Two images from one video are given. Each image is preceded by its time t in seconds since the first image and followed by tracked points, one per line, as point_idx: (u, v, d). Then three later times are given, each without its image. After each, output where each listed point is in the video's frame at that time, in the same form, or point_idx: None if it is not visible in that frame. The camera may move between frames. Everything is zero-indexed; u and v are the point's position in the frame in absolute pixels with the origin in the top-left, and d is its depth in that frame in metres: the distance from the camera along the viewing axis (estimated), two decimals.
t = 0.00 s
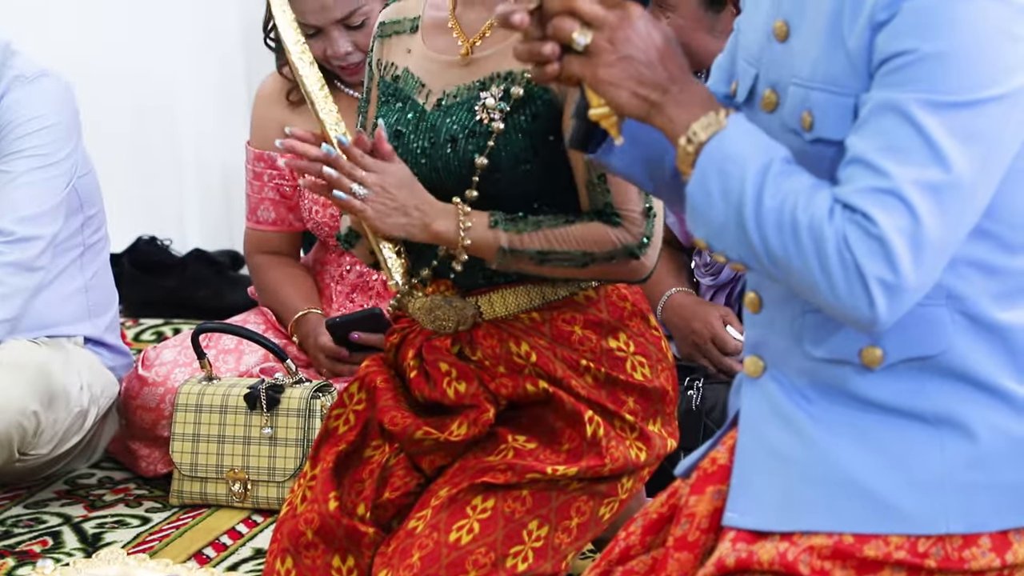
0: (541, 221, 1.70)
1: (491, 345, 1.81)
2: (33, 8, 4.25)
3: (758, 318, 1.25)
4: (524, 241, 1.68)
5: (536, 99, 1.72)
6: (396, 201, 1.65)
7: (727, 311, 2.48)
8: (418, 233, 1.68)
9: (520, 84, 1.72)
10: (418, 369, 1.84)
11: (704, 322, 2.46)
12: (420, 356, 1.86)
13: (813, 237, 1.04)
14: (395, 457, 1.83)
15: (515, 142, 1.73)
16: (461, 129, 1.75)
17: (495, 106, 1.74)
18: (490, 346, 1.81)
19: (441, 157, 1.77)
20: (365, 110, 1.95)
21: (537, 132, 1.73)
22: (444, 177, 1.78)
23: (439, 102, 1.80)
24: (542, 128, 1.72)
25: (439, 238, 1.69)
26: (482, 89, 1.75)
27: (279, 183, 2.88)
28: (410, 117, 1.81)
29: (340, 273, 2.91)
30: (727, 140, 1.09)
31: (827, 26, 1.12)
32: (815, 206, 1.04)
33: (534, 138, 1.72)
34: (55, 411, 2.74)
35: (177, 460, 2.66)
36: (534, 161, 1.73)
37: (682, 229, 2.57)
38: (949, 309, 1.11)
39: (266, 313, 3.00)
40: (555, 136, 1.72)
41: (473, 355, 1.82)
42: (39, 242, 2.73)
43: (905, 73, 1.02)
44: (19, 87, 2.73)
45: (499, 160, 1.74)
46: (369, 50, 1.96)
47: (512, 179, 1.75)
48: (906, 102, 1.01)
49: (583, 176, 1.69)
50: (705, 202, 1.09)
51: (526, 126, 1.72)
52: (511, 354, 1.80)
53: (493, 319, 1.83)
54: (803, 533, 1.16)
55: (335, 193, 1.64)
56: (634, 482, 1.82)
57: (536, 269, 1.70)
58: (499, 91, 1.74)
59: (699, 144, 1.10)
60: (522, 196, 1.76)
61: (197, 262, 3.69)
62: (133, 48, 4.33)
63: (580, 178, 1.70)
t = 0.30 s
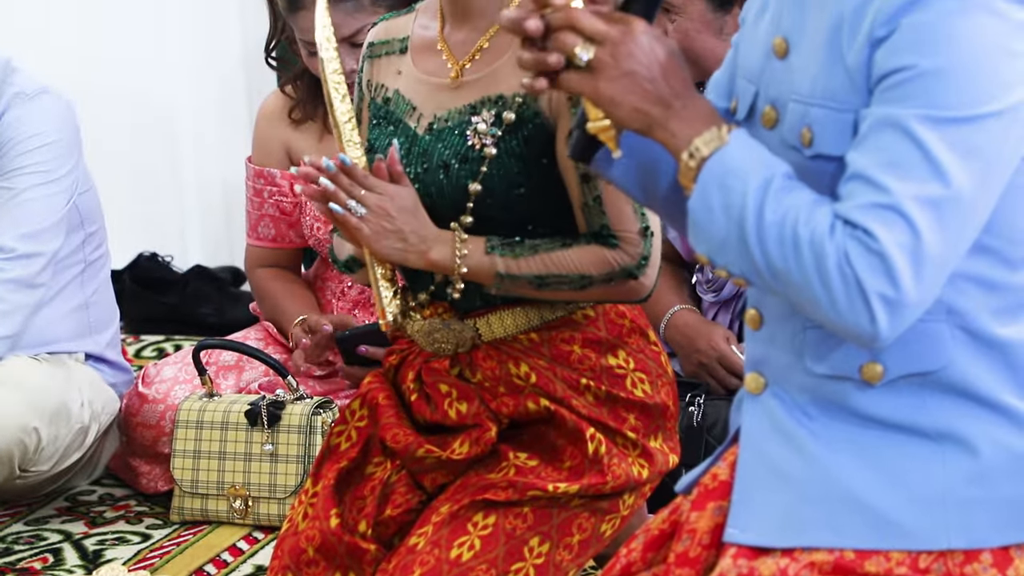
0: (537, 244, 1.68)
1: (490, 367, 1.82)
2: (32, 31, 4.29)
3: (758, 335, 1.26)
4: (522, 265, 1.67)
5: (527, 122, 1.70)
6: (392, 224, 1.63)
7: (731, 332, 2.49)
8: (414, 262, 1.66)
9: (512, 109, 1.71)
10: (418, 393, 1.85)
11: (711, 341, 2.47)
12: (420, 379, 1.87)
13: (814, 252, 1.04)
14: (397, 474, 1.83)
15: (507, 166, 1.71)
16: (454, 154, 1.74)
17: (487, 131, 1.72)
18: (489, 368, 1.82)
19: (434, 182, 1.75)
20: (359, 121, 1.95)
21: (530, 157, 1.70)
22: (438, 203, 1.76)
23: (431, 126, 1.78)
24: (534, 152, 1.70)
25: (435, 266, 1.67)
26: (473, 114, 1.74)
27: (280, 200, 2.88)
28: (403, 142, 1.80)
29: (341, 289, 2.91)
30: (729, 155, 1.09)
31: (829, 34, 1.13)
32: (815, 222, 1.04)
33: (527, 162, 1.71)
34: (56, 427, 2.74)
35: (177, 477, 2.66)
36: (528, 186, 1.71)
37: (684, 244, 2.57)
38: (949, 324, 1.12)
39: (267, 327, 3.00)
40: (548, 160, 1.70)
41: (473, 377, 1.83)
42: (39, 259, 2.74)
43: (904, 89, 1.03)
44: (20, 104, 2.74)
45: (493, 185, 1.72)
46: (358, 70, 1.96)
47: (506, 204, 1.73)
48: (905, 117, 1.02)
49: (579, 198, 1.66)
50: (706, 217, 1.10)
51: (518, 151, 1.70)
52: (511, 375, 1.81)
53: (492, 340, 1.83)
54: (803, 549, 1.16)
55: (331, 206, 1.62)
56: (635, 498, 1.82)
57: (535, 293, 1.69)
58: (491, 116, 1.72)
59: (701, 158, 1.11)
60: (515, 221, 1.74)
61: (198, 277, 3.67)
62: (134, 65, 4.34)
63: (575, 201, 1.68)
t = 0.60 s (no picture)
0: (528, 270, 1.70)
1: (486, 390, 1.82)
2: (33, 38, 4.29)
3: (758, 350, 1.26)
4: (513, 293, 1.69)
5: (512, 147, 1.70)
6: (385, 261, 1.62)
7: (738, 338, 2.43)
8: (407, 298, 1.65)
9: (496, 134, 1.71)
10: (415, 417, 1.84)
11: (716, 360, 2.41)
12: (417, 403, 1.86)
13: (816, 270, 1.04)
14: (396, 492, 1.83)
15: (493, 193, 1.72)
16: (440, 182, 1.74)
17: (471, 158, 1.72)
18: (485, 391, 1.82)
19: (421, 210, 1.75)
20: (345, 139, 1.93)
21: (515, 181, 1.71)
22: (426, 231, 1.76)
23: (415, 152, 1.78)
24: (520, 176, 1.71)
25: (428, 302, 1.67)
26: (457, 140, 1.74)
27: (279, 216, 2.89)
28: (388, 169, 1.80)
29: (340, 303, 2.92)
30: (728, 173, 1.09)
31: (826, 48, 1.13)
32: (816, 241, 1.04)
33: (513, 186, 1.71)
34: (55, 443, 2.74)
35: (177, 493, 2.66)
36: (515, 210, 1.72)
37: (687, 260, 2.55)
38: (948, 341, 1.12)
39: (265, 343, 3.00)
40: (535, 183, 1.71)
41: (469, 400, 1.83)
42: (39, 275, 2.74)
43: (903, 107, 1.03)
44: (20, 121, 2.74)
45: (480, 212, 1.73)
46: (341, 92, 1.97)
47: (494, 229, 1.74)
48: (904, 135, 1.02)
49: (568, 220, 1.67)
50: (706, 237, 1.10)
51: (503, 176, 1.71)
52: (507, 399, 1.81)
53: (487, 362, 1.83)
54: (803, 565, 1.16)
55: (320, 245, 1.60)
56: (635, 513, 1.82)
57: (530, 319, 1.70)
58: (474, 142, 1.72)
59: (700, 179, 1.10)
60: (502, 245, 1.75)
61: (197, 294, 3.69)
62: (135, 81, 4.34)
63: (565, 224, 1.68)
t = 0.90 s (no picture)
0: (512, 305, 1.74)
1: (479, 416, 1.82)
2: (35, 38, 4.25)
3: (755, 373, 1.26)
4: (501, 329, 1.73)
5: (495, 177, 1.73)
6: (371, 303, 1.69)
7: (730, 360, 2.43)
8: (392, 338, 1.72)
9: (479, 165, 1.73)
10: (409, 444, 1.85)
11: (704, 381, 2.41)
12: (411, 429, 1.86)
13: (810, 294, 1.04)
14: (393, 513, 1.83)
15: (477, 224, 1.73)
16: (425, 214, 1.75)
17: (454, 190, 1.74)
18: (479, 416, 1.82)
19: (406, 242, 1.77)
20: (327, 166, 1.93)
21: (499, 212, 1.73)
22: (412, 260, 1.78)
23: (397, 182, 1.79)
24: (504, 206, 1.73)
25: (415, 341, 1.73)
26: (439, 171, 1.75)
27: (277, 236, 2.90)
28: (371, 201, 1.80)
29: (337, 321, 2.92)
30: (723, 197, 1.10)
31: (821, 72, 1.14)
32: (811, 264, 1.04)
33: (497, 216, 1.73)
34: (52, 464, 2.73)
35: (174, 514, 2.67)
36: (501, 240, 1.74)
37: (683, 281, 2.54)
38: (945, 364, 1.12)
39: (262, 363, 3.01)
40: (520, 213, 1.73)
41: (463, 425, 1.83)
42: (36, 295, 2.73)
43: (896, 131, 1.03)
44: (19, 141, 2.73)
45: (466, 243, 1.74)
46: (319, 119, 1.97)
47: (480, 259, 1.75)
48: (898, 160, 1.02)
49: (553, 249, 1.71)
50: (702, 259, 1.10)
51: (487, 207, 1.73)
52: (501, 423, 1.81)
53: (479, 389, 1.84)
54: None
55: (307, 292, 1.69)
56: (632, 532, 1.81)
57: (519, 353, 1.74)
58: (457, 173, 1.74)
59: (696, 202, 1.11)
60: (488, 276, 1.76)
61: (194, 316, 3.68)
62: (134, 101, 4.34)
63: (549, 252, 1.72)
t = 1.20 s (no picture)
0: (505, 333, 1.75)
1: (478, 436, 1.82)
2: (35, 39, 4.27)
3: (753, 393, 1.27)
4: (494, 356, 1.74)
5: (488, 201, 1.73)
6: (363, 336, 1.67)
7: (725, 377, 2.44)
8: (386, 369, 1.71)
9: (470, 189, 1.74)
10: (408, 464, 1.84)
11: (704, 400, 2.41)
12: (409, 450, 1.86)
13: (813, 314, 1.04)
14: (393, 531, 1.82)
15: (470, 248, 1.75)
16: (418, 239, 1.76)
17: (447, 216, 1.74)
18: (478, 436, 1.82)
19: (401, 267, 1.78)
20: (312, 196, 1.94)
21: (492, 235, 1.74)
22: (407, 284, 1.79)
23: (389, 206, 1.80)
24: (497, 229, 1.74)
25: (409, 371, 1.73)
26: (431, 195, 1.76)
27: (276, 255, 2.89)
28: (364, 226, 1.81)
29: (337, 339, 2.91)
30: (726, 216, 1.10)
31: (818, 91, 1.15)
32: (814, 285, 1.05)
33: (490, 240, 1.74)
34: (52, 481, 2.74)
35: (173, 531, 2.67)
36: (494, 263, 1.75)
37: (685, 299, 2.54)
38: (945, 383, 1.12)
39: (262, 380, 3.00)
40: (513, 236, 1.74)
41: (461, 445, 1.83)
42: (34, 311, 2.73)
43: (895, 151, 1.04)
44: (18, 157, 2.71)
45: (460, 266, 1.76)
46: (309, 141, 1.98)
47: (475, 282, 1.77)
48: (898, 180, 1.02)
49: (545, 273, 1.72)
50: (704, 277, 1.11)
51: (480, 230, 1.74)
52: (500, 443, 1.81)
53: (477, 409, 1.84)
54: None
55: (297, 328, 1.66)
56: (632, 549, 1.82)
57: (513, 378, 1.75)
58: (449, 198, 1.75)
59: (699, 220, 1.11)
60: (482, 299, 1.78)
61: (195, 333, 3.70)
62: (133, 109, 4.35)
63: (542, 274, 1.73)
